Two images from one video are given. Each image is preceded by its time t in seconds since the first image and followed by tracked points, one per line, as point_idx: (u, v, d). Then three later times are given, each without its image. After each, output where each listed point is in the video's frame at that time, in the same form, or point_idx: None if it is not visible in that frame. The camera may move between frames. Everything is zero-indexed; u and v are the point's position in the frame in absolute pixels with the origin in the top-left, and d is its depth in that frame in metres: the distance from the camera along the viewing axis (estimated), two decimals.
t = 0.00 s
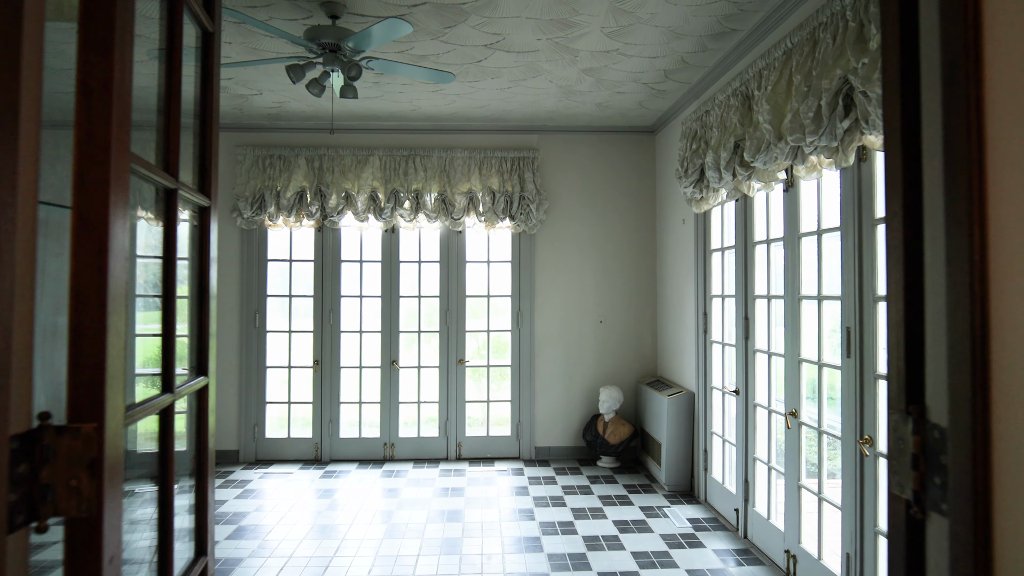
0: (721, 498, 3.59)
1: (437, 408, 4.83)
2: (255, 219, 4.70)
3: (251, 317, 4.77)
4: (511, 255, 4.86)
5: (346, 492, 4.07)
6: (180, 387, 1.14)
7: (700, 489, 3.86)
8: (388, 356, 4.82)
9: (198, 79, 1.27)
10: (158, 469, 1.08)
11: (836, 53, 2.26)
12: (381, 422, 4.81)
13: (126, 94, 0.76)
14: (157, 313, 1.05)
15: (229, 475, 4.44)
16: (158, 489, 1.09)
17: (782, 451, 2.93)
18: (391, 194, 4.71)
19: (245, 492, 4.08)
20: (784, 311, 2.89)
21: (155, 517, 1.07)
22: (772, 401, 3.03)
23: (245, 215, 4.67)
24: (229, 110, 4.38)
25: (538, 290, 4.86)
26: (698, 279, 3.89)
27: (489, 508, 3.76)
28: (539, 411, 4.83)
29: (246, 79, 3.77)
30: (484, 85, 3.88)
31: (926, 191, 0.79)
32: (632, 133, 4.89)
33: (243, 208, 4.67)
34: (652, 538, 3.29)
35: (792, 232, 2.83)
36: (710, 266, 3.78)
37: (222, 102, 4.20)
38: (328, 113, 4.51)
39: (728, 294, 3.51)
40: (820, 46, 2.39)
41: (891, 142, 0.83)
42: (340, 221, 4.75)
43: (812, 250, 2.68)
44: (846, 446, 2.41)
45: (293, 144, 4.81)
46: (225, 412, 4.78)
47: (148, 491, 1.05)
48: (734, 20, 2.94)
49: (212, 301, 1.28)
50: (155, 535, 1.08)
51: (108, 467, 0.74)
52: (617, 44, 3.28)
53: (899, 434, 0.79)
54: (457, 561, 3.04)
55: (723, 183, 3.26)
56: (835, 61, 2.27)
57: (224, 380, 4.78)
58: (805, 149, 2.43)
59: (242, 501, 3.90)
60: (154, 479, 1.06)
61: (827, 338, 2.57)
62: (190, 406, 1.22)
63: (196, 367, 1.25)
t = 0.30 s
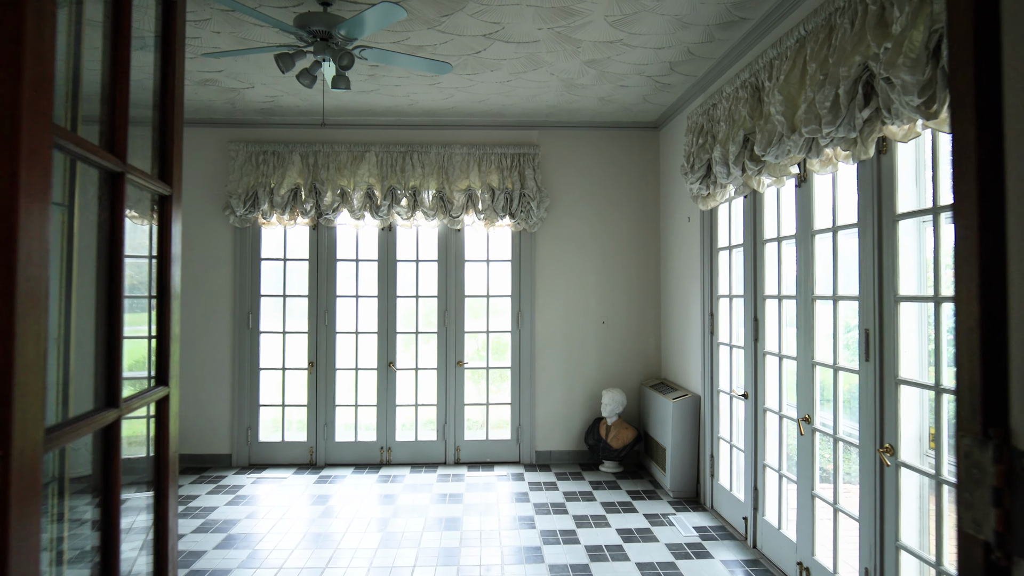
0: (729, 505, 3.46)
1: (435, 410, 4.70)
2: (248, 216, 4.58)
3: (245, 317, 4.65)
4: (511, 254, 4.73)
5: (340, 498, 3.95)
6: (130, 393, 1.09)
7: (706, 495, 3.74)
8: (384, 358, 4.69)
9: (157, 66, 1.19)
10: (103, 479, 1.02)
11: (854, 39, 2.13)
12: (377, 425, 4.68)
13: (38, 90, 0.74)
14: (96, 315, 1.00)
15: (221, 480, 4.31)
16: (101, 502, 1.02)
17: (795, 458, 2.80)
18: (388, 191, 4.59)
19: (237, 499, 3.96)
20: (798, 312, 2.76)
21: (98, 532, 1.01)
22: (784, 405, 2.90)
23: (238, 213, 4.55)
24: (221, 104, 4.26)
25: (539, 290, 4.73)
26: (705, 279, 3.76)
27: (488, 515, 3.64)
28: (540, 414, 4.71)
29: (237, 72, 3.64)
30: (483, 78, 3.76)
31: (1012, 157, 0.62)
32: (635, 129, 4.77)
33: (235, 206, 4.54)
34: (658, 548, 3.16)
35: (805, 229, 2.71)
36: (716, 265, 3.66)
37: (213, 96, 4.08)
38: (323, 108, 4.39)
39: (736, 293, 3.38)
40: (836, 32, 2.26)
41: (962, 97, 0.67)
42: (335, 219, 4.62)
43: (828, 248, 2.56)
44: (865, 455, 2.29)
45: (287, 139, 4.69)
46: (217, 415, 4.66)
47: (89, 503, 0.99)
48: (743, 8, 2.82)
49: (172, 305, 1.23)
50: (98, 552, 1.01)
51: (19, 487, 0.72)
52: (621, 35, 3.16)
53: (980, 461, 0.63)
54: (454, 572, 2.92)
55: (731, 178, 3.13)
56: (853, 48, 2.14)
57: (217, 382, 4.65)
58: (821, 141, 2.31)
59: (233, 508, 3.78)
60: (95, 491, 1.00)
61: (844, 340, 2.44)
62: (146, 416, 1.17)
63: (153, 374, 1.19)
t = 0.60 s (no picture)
0: (738, 513, 3.33)
1: (434, 413, 4.58)
2: (242, 214, 4.46)
3: (238, 318, 4.53)
4: (512, 253, 4.61)
5: (336, 504, 3.83)
6: (70, 408, 0.96)
7: (713, 502, 3.62)
8: (381, 359, 4.57)
9: (111, 44, 1.08)
10: (32, 508, 0.88)
11: (877, 22, 2.00)
12: (375, 428, 4.56)
13: None
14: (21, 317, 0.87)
15: (213, 485, 4.19)
16: (29, 534, 0.88)
17: (809, 465, 2.68)
18: (385, 187, 4.47)
19: (229, 505, 3.83)
20: (812, 312, 2.63)
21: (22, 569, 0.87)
22: (797, 409, 2.78)
23: (231, 210, 4.43)
24: (213, 99, 4.14)
25: (540, 289, 4.61)
26: (712, 278, 3.64)
27: (488, 522, 3.51)
28: (541, 417, 4.58)
29: (228, 63, 3.52)
30: (483, 70, 3.64)
31: None
32: (638, 124, 4.64)
33: (229, 203, 4.42)
34: (665, 558, 3.03)
35: (820, 225, 2.58)
36: (724, 263, 3.53)
37: (205, 90, 3.96)
38: (318, 103, 4.27)
39: (746, 293, 3.26)
40: (856, 17, 2.14)
41: None
42: (331, 217, 4.50)
43: (845, 245, 2.44)
44: (885, 463, 2.16)
45: (282, 135, 4.57)
46: (210, 418, 4.54)
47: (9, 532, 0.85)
48: None
49: (127, 310, 1.11)
50: None
51: None
52: (626, 23, 3.03)
53: None
54: None
55: (742, 173, 3.01)
56: (875, 31, 2.01)
57: (210, 384, 4.54)
58: (840, 132, 2.18)
59: (225, 515, 3.66)
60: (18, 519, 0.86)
61: (863, 342, 2.32)
62: (92, 435, 1.04)
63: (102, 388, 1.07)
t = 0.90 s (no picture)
0: (751, 521, 3.21)
1: (435, 416, 4.46)
2: (237, 211, 4.34)
3: (233, 318, 4.41)
4: (514, 251, 4.48)
5: (334, 511, 3.71)
6: None
7: (724, 509, 3.50)
8: (380, 361, 4.45)
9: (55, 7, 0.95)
10: None
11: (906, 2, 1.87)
12: (374, 432, 4.44)
13: None
14: None
15: (207, 490, 4.07)
16: None
17: (828, 473, 2.55)
18: (384, 184, 4.34)
19: (223, 511, 3.71)
20: (831, 313, 2.51)
21: None
22: (814, 414, 2.65)
23: (227, 208, 4.31)
24: (207, 92, 4.02)
25: (544, 289, 4.48)
26: (723, 277, 3.52)
27: (490, 530, 3.39)
28: (544, 420, 4.45)
29: (221, 54, 3.40)
30: (485, 61, 3.52)
31: None
32: (645, 119, 4.52)
33: (224, 200, 4.30)
34: (675, 569, 2.91)
35: (840, 221, 2.46)
36: (735, 261, 3.41)
37: (199, 83, 3.84)
38: (316, 97, 4.15)
39: (759, 293, 3.13)
40: None
41: None
42: (329, 214, 4.38)
43: (867, 242, 2.31)
44: (912, 472, 2.04)
45: (278, 130, 4.45)
46: (205, 420, 4.42)
47: None
48: None
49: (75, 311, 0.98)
50: None
51: None
52: (635, 11, 2.90)
53: None
54: None
55: (755, 167, 2.88)
56: (903, 13, 1.88)
57: (204, 386, 4.42)
58: (864, 121, 2.05)
59: (219, 522, 3.54)
60: None
61: (887, 344, 2.19)
62: (28, 452, 0.91)
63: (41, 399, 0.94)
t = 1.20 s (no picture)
0: (765, 530, 3.08)
1: (437, 419, 4.33)
2: (233, 209, 4.23)
3: (229, 318, 4.29)
4: (518, 250, 4.36)
5: (332, 517, 3.59)
6: None
7: (736, 516, 3.37)
8: (381, 362, 4.33)
9: None
10: None
11: None
12: (373, 435, 4.32)
13: None
14: None
15: (202, 495, 3.96)
16: None
17: (849, 482, 2.42)
18: (384, 180, 4.22)
19: (218, 518, 3.60)
20: (853, 313, 2.38)
21: None
22: (834, 419, 2.52)
23: (222, 205, 4.20)
24: (202, 86, 3.90)
25: (548, 288, 4.36)
26: (735, 276, 3.39)
27: (493, 539, 3.26)
28: (549, 423, 4.33)
29: (214, 45, 3.28)
30: (488, 53, 3.39)
31: None
32: (652, 113, 4.39)
33: (219, 197, 4.18)
34: None
35: (862, 216, 2.33)
36: (748, 260, 3.28)
37: (193, 76, 3.73)
38: (313, 91, 4.03)
39: (774, 292, 3.00)
40: None
41: None
42: (328, 212, 4.26)
43: (893, 238, 2.18)
44: (945, 483, 1.91)
45: (276, 126, 4.33)
46: (200, 424, 4.31)
47: None
48: None
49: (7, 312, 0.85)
50: None
51: None
52: None
53: None
54: None
55: (771, 161, 2.76)
56: None
57: (200, 388, 4.30)
58: (892, 109, 1.93)
59: (212, 529, 3.42)
60: None
61: (915, 346, 2.07)
62: None
63: None
